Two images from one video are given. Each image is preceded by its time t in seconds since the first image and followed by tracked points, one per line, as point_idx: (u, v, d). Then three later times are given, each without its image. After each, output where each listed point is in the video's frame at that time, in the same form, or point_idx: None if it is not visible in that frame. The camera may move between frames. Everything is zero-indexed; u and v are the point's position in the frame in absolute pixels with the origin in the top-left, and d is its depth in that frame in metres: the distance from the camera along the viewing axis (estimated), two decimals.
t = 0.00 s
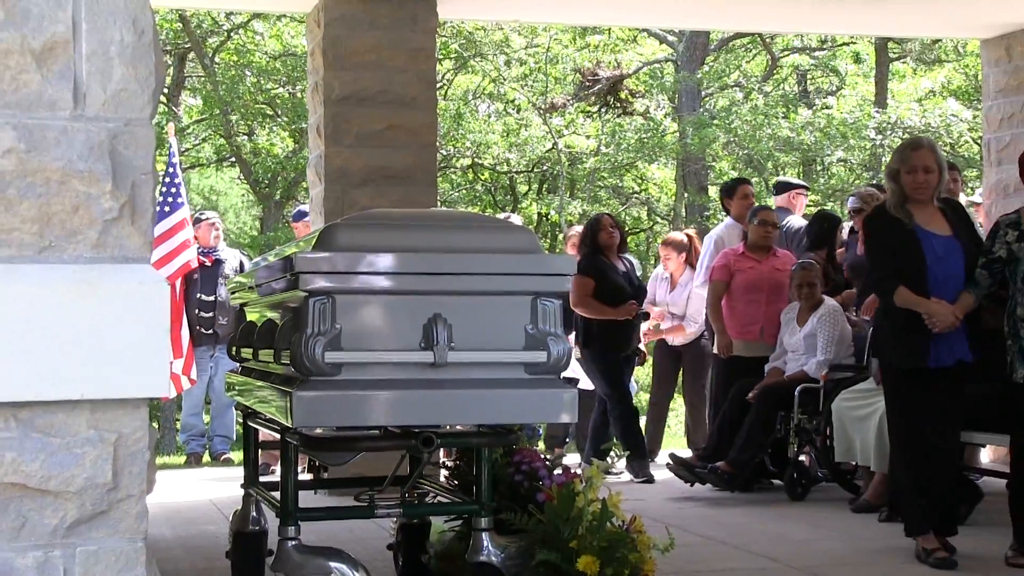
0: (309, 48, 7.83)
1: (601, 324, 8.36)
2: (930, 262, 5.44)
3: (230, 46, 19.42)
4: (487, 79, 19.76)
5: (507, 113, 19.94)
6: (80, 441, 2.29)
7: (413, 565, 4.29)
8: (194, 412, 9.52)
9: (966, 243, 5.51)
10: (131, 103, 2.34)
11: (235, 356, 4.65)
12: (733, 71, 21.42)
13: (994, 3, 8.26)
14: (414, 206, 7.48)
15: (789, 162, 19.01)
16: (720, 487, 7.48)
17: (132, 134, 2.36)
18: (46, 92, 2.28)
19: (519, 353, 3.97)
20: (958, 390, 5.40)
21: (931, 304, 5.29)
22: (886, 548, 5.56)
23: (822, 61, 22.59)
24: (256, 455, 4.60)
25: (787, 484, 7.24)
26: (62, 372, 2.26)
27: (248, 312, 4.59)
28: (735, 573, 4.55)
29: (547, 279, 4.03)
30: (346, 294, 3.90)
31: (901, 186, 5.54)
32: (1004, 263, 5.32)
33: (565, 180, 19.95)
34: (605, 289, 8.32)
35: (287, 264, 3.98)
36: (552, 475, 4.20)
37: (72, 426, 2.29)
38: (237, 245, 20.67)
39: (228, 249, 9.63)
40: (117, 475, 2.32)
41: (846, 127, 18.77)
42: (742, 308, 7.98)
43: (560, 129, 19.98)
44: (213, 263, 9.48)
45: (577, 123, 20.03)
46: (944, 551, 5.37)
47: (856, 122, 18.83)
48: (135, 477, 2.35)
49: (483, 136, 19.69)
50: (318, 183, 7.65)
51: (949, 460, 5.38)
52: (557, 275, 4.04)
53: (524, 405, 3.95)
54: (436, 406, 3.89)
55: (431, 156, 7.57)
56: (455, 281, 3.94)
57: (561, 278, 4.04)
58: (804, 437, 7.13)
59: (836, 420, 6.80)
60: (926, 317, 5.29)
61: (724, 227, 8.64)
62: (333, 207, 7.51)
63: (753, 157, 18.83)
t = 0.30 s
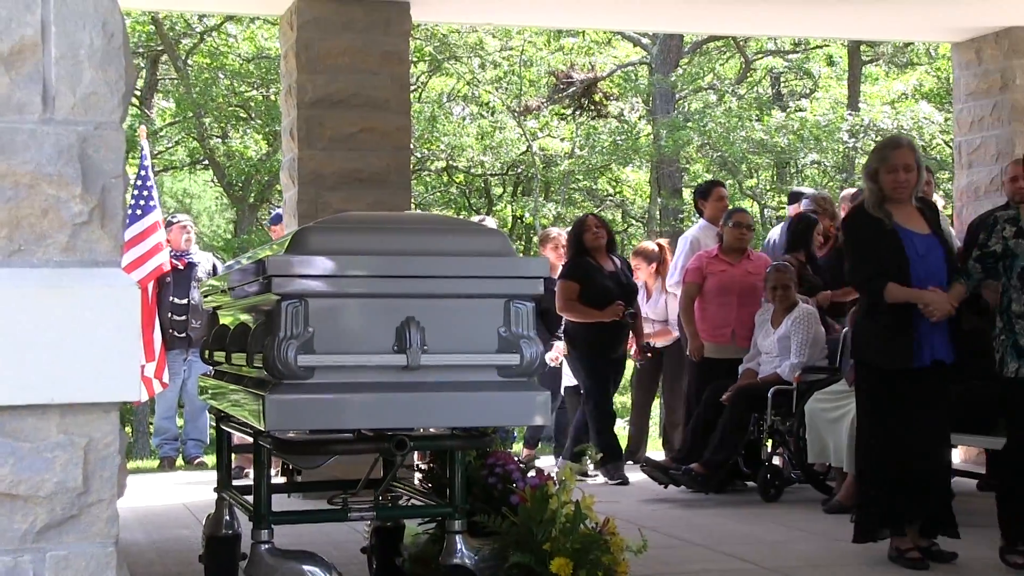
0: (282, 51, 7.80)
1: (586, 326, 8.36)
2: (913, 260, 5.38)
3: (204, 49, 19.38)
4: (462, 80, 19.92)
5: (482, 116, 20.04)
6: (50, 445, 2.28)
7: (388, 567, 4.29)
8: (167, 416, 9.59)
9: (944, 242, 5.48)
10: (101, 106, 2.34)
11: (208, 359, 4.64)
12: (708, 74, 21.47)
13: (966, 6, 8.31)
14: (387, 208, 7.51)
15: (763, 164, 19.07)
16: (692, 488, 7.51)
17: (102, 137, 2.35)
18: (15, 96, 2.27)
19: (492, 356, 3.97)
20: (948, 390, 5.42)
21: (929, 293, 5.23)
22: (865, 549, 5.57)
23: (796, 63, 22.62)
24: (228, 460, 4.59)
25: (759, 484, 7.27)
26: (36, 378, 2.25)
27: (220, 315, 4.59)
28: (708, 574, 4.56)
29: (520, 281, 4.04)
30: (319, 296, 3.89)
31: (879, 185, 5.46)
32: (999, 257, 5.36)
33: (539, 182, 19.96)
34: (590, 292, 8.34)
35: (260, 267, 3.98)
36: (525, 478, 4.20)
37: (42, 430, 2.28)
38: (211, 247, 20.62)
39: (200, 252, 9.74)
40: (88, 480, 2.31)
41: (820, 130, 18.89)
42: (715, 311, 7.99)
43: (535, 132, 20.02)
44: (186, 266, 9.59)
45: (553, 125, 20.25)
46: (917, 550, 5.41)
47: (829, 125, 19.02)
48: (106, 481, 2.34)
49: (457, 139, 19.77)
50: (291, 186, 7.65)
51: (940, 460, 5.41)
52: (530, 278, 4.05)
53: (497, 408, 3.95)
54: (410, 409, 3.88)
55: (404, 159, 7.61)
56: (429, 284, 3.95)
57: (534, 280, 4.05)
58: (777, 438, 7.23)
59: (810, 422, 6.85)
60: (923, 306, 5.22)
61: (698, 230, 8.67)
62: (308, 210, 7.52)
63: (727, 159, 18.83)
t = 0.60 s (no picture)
0: (257, 50, 7.79)
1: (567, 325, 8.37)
2: (898, 261, 5.34)
3: (179, 48, 19.41)
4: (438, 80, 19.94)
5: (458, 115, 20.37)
6: (23, 445, 2.34)
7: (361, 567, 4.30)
8: (143, 416, 9.63)
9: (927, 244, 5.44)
10: (73, 106, 2.39)
11: (183, 359, 4.64)
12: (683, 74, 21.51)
13: (942, 6, 8.34)
14: (363, 208, 7.51)
15: (738, 164, 19.11)
16: (667, 488, 7.49)
17: (74, 137, 2.41)
18: None
19: (466, 356, 3.99)
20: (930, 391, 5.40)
21: (915, 295, 5.21)
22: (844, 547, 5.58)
23: (772, 63, 22.64)
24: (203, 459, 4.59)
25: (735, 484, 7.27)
26: (10, 378, 2.31)
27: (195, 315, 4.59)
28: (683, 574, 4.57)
29: (494, 281, 4.05)
30: (294, 297, 3.90)
31: (866, 182, 5.40)
32: (984, 253, 5.21)
33: (515, 182, 20.01)
34: (569, 292, 8.35)
35: (234, 267, 3.98)
36: (500, 478, 4.22)
37: (14, 432, 2.33)
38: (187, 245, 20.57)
39: (174, 252, 9.79)
40: (60, 479, 2.37)
41: (795, 130, 18.99)
42: (688, 309, 8.04)
43: (511, 131, 20.41)
44: (161, 267, 9.65)
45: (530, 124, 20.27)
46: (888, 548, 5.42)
47: (804, 124, 19.07)
48: (78, 480, 2.39)
49: (434, 139, 20.17)
50: (266, 185, 7.64)
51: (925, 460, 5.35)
52: (504, 278, 4.07)
53: (471, 407, 3.96)
54: (385, 409, 3.89)
55: (380, 158, 7.61)
56: (403, 285, 3.95)
57: (508, 280, 4.07)
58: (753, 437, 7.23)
59: (784, 422, 6.82)
60: (908, 306, 5.21)
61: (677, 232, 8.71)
62: (283, 210, 7.51)
63: (702, 159, 18.85)
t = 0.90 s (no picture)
0: (234, 50, 7.78)
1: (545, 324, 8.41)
2: (884, 265, 5.28)
3: (155, 47, 19.38)
4: (416, 80, 19.93)
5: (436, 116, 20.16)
6: None
7: (339, 568, 4.30)
8: (119, 416, 9.65)
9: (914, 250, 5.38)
10: (47, 106, 2.39)
11: (159, 359, 4.63)
12: (660, 75, 21.51)
13: (919, 7, 8.37)
14: (340, 208, 7.50)
15: (716, 165, 19.10)
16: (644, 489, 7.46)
17: (49, 137, 2.39)
18: None
19: (442, 357, 3.99)
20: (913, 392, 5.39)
21: (906, 292, 5.11)
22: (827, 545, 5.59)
23: (749, 64, 22.61)
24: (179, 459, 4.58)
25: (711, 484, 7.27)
26: None
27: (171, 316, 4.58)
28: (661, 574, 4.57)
29: (470, 281, 4.05)
30: (270, 297, 3.90)
31: (856, 184, 5.35)
32: (967, 255, 5.10)
33: (493, 182, 19.98)
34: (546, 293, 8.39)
35: (210, 267, 3.97)
36: (477, 478, 4.22)
37: None
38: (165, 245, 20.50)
39: (150, 252, 9.81)
40: (33, 480, 2.35)
41: (773, 131, 19.01)
42: (670, 309, 8.05)
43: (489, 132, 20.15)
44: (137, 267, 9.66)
45: (508, 125, 20.25)
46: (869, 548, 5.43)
47: (782, 125, 19.12)
48: (52, 481, 2.38)
49: (412, 139, 19.51)
50: (243, 185, 7.62)
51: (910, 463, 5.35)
52: (481, 278, 4.07)
53: (448, 408, 3.96)
54: (361, 410, 3.88)
55: (358, 158, 7.60)
56: (380, 285, 3.95)
57: (485, 281, 4.07)
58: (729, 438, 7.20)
59: (758, 422, 6.83)
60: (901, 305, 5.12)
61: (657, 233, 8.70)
62: (260, 210, 7.50)
63: (680, 160, 18.84)
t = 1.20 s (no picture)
0: (213, 47, 7.77)
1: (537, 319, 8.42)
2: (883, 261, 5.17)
3: (134, 44, 19.38)
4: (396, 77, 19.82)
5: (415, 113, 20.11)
6: None
7: (317, 566, 4.30)
8: (97, 413, 9.67)
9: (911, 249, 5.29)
10: (22, 102, 2.30)
11: (137, 356, 4.63)
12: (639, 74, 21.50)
13: (896, 8, 8.41)
14: (319, 205, 7.49)
15: (695, 164, 19.11)
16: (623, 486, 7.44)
17: (24, 133, 2.31)
18: None
19: (421, 354, 4.01)
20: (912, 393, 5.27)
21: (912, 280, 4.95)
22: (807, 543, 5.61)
23: (729, 63, 22.59)
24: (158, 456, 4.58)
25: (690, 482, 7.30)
26: None
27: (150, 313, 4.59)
28: (638, 572, 4.58)
29: (449, 280, 4.07)
30: (248, 294, 3.91)
31: (859, 178, 5.22)
32: (955, 255, 5.09)
33: (473, 180, 19.94)
34: (536, 288, 8.41)
35: (188, 264, 3.97)
36: (456, 475, 4.22)
37: None
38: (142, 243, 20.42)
39: (129, 248, 9.81)
40: (8, 478, 2.25)
41: (752, 130, 19.05)
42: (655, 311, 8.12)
43: (468, 131, 20.35)
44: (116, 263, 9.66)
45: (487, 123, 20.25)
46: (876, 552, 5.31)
47: (761, 124, 19.18)
48: (28, 478, 2.28)
49: (390, 137, 19.74)
50: (222, 182, 7.61)
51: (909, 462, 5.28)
52: (459, 277, 4.09)
53: (425, 405, 3.98)
54: (339, 407, 3.90)
55: (338, 155, 7.59)
56: (359, 282, 3.97)
57: (463, 279, 4.08)
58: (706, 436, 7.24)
59: (737, 420, 6.84)
60: (909, 291, 4.95)
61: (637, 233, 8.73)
62: (239, 207, 7.48)
63: (659, 158, 18.83)
